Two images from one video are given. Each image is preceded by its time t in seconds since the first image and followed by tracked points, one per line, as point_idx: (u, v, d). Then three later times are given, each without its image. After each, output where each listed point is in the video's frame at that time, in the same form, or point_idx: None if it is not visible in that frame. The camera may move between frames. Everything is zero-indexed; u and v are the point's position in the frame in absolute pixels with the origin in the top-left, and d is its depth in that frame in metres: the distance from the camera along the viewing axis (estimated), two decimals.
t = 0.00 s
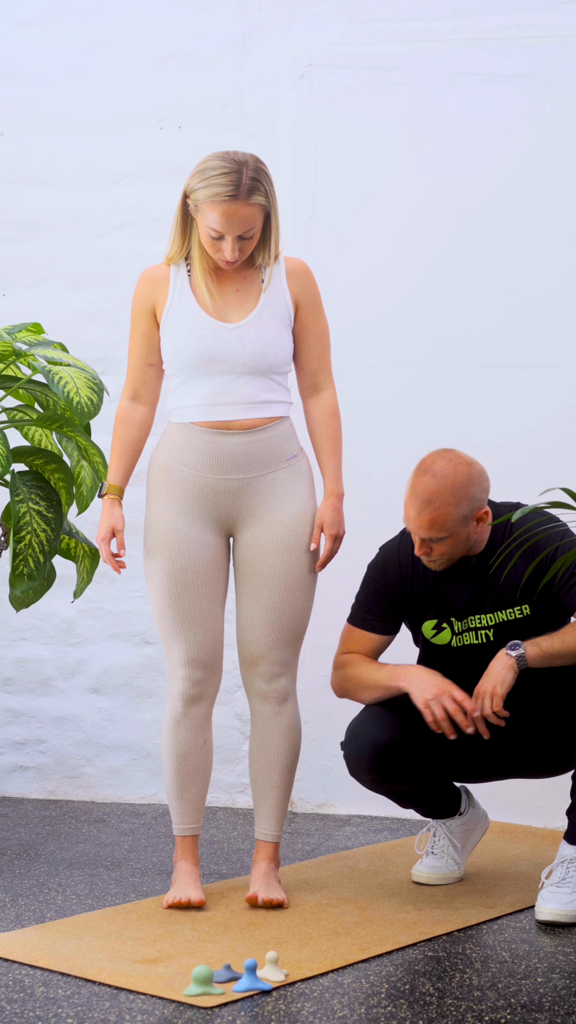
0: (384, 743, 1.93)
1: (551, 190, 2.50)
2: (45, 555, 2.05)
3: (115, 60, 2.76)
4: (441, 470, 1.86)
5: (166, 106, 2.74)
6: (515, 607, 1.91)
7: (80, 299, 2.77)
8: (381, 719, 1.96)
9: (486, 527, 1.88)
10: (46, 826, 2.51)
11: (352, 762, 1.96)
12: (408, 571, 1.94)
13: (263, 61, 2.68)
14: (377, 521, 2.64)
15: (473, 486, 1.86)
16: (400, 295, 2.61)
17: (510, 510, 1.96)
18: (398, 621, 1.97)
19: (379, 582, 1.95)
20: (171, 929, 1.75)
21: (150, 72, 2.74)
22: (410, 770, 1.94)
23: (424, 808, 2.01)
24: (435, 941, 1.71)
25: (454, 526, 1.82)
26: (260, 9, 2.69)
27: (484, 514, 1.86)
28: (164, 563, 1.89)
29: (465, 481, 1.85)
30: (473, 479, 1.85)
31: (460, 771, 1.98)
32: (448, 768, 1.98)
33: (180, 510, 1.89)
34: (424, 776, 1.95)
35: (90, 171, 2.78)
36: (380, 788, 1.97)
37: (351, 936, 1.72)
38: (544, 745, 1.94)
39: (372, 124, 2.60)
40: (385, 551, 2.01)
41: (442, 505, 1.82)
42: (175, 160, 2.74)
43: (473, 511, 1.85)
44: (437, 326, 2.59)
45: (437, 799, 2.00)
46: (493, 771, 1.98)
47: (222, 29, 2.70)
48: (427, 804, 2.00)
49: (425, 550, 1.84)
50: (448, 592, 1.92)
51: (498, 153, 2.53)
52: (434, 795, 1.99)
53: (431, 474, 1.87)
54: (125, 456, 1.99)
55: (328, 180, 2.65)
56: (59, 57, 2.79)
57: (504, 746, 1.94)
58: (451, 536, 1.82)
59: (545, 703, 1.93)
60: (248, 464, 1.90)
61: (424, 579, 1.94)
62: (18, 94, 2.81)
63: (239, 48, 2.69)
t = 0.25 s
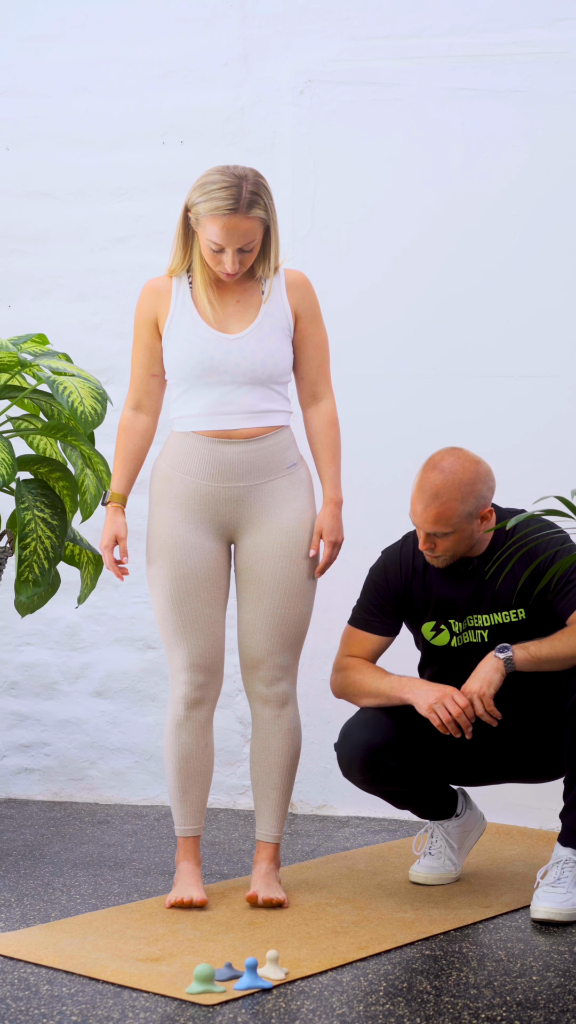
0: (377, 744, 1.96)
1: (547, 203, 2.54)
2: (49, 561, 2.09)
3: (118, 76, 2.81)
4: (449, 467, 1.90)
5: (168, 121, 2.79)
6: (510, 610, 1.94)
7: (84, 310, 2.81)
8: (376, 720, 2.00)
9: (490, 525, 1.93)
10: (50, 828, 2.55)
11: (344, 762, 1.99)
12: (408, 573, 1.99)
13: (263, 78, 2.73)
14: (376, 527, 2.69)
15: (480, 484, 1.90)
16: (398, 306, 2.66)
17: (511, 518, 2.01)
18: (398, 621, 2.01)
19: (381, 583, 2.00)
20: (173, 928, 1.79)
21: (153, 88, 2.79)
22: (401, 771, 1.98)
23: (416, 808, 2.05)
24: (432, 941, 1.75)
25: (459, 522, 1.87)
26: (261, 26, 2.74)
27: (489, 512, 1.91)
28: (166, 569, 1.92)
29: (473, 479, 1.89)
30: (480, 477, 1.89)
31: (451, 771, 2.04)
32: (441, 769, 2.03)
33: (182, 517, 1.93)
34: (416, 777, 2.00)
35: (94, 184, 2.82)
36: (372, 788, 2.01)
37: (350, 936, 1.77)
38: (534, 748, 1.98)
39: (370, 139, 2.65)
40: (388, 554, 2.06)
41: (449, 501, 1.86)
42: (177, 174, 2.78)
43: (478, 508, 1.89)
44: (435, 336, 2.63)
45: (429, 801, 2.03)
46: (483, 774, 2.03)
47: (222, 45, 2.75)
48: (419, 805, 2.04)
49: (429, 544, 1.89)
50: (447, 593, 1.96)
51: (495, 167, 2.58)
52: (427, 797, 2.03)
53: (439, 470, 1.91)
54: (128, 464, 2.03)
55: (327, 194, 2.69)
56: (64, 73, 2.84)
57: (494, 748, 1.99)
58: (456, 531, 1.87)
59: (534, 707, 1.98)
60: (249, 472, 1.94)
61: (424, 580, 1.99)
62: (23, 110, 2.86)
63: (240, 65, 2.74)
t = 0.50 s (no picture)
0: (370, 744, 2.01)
1: (542, 215, 2.60)
2: (54, 566, 2.13)
3: (123, 90, 2.85)
4: (446, 473, 1.94)
5: (171, 136, 2.84)
6: (503, 615, 1.98)
7: (88, 320, 2.86)
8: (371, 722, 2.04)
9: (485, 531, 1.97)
10: (55, 828, 2.59)
11: (338, 762, 2.04)
12: (405, 579, 2.04)
13: (264, 93, 2.79)
14: (375, 533, 2.73)
15: (476, 490, 1.94)
16: (396, 317, 2.71)
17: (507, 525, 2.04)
18: (394, 626, 2.06)
19: (378, 588, 2.05)
20: (176, 926, 1.84)
21: (156, 103, 2.84)
22: (394, 771, 2.02)
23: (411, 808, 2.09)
24: (429, 938, 1.79)
25: (455, 526, 1.90)
26: (261, 42, 2.79)
27: (484, 518, 1.95)
28: (169, 574, 1.96)
29: (469, 485, 1.93)
30: (476, 483, 1.93)
31: (447, 771, 2.09)
32: (436, 770, 2.08)
33: (184, 523, 1.97)
34: (411, 778, 2.04)
35: (98, 197, 2.87)
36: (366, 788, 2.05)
37: (349, 934, 1.81)
38: (527, 749, 2.02)
39: (369, 153, 2.71)
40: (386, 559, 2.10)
41: (446, 506, 1.90)
42: (179, 187, 2.83)
43: (474, 514, 1.93)
44: (432, 346, 2.68)
45: (425, 801, 2.08)
46: (477, 775, 2.08)
47: (224, 61, 2.81)
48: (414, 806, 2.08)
49: (425, 548, 1.93)
50: (443, 599, 2.01)
51: (490, 181, 2.64)
52: (423, 797, 2.07)
53: (436, 477, 1.95)
54: (131, 472, 2.07)
55: (327, 206, 2.75)
56: (68, 88, 2.89)
57: (487, 748, 2.04)
58: (452, 535, 1.91)
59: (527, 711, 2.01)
60: (250, 480, 1.97)
61: (420, 586, 2.03)
62: (29, 123, 2.91)
63: (241, 80, 2.79)
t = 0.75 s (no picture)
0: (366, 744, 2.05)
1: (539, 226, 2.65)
2: (59, 571, 2.17)
3: (125, 106, 2.92)
4: (442, 479, 1.99)
5: (173, 150, 2.90)
6: (497, 618, 2.03)
7: (92, 330, 2.91)
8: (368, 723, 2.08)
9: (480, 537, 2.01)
10: (60, 828, 2.64)
11: (335, 762, 2.08)
12: (400, 584, 2.08)
13: (264, 107, 2.85)
14: (373, 538, 2.78)
15: (471, 496, 1.98)
16: (394, 327, 2.77)
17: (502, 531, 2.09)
18: (390, 630, 2.10)
19: (374, 593, 2.09)
20: (178, 924, 1.88)
21: (158, 118, 2.90)
22: (391, 772, 2.06)
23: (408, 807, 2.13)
24: (426, 936, 1.84)
25: (451, 531, 1.95)
26: (262, 58, 2.85)
27: (480, 523, 1.99)
28: (171, 579, 2.00)
29: (465, 491, 1.98)
30: (471, 489, 1.98)
31: (443, 772, 2.13)
32: (431, 769, 2.13)
33: (187, 529, 2.01)
34: (408, 777, 2.09)
35: (102, 209, 2.93)
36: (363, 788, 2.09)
37: (348, 931, 1.86)
38: (522, 749, 2.07)
39: (367, 168, 2.77)
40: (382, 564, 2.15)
41: (442, 512, 1.94)
42: (182, 200, 2.89)
43: (469, 519, 1.98)
44: (429, 355, 2.74)
45: (421, 800, 2.12)
46: (472, 775, 2.12)
47: (225, 77, 2.87)
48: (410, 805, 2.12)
49: (421, 554, 1.97)
50: (438, 603, 2.05)
51: (486, 193, 2.69)
52: (419, 797, 2.12)
53: (432, 483, 1.99)
54: (134, 479, 2.11)
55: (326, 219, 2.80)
56: (73, 103, 2.95)
57: (482, 748, 2.09)
58: (448, 541, 1.95)
59: (520, 712, 2.06)
60: (251, 486, 2.01)
61: (415, 591, 2.07)
62: (34, 136, 2.96)
63: (242, 95, 2.86)
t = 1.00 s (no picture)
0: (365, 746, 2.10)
1: (533, 237, 2.71)
2: (64, 575, 2.22)
3: (129, 119, 2.97)
4: (437, 484, 2.03)
5: (175, 163, 2.95)
6: (490, 622, 2.07)
7: (96, 340, 2.97)
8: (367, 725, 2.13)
9: (474, 540, 2.06)
10: (64, 827, 2.69)
11: (333, 763, 2.12)
12: (395, 589, 2.13)
13: (264, 120, 2.90)
14: (372, 543, 2.83)
15: (466, 500, 2.02)
16: (393, 336, 2.82)
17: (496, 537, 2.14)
18: (385, 633, 2.15)
19: (370, 598, 2.14)
20: (181, 921, 1.93)
21: (161, 131, 2.96)
22: (390, 773, 2.10)
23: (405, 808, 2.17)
24: (423, 933, 1.88)
25: (447, 536, 1.99)
26: (263, 73, 2.90)
27: (474, 527, 2.03)
28: (174, 583, 2.04)
29: (460, 495, 2.02)
30: (466, 495, 2.02)
31: (439, 770, 2.18)
32: (428, 769, 2.18)
33: (189, 534, 2.05)
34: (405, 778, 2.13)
35: (105, 221, 2.99)
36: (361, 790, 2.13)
37: (346, 928, 1.90)
38: (517, 749, 2.12)
39: (366, 180, 2.83)
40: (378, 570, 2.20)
41: (438, 517, 1.98)
42: (184, 212, 2.95)
43: (464, 524, 2.02)
44: (427, 363, 2.79)
45: (417, 801, 2.16)
46: (466, 775, 2.18)
47: (227, 91, 2.92)
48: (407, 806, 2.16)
49: (418, 558, 2.02)
50: (434, 606, 2.10)
51: (482, 205, 2.74)
52: (416, 798, 2.16)
53: (428, 488, 2.03)
54: (137, 485, 2.15)
55: (325, 229, 2.86)
56: (78, 116, 3.00)
57: (477, 748, 2.13)
58: (443, 545, 1.99)
59: (515, 711, 2.12)
60: (252, 492, 2.05)
61: (410, 595, 2.12)
62: (39, 149, 3.02)
63: (243, 108, 2.91)
